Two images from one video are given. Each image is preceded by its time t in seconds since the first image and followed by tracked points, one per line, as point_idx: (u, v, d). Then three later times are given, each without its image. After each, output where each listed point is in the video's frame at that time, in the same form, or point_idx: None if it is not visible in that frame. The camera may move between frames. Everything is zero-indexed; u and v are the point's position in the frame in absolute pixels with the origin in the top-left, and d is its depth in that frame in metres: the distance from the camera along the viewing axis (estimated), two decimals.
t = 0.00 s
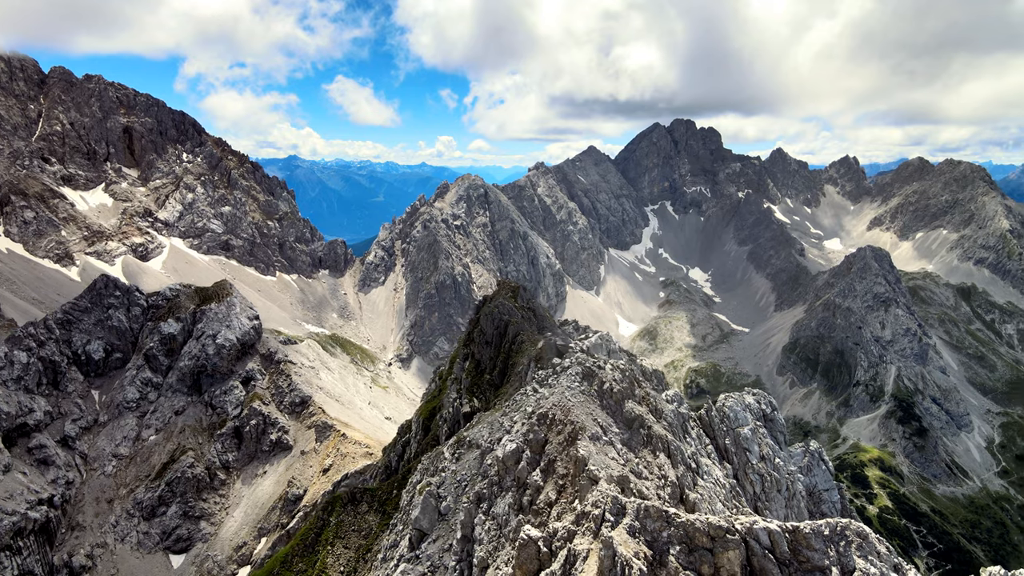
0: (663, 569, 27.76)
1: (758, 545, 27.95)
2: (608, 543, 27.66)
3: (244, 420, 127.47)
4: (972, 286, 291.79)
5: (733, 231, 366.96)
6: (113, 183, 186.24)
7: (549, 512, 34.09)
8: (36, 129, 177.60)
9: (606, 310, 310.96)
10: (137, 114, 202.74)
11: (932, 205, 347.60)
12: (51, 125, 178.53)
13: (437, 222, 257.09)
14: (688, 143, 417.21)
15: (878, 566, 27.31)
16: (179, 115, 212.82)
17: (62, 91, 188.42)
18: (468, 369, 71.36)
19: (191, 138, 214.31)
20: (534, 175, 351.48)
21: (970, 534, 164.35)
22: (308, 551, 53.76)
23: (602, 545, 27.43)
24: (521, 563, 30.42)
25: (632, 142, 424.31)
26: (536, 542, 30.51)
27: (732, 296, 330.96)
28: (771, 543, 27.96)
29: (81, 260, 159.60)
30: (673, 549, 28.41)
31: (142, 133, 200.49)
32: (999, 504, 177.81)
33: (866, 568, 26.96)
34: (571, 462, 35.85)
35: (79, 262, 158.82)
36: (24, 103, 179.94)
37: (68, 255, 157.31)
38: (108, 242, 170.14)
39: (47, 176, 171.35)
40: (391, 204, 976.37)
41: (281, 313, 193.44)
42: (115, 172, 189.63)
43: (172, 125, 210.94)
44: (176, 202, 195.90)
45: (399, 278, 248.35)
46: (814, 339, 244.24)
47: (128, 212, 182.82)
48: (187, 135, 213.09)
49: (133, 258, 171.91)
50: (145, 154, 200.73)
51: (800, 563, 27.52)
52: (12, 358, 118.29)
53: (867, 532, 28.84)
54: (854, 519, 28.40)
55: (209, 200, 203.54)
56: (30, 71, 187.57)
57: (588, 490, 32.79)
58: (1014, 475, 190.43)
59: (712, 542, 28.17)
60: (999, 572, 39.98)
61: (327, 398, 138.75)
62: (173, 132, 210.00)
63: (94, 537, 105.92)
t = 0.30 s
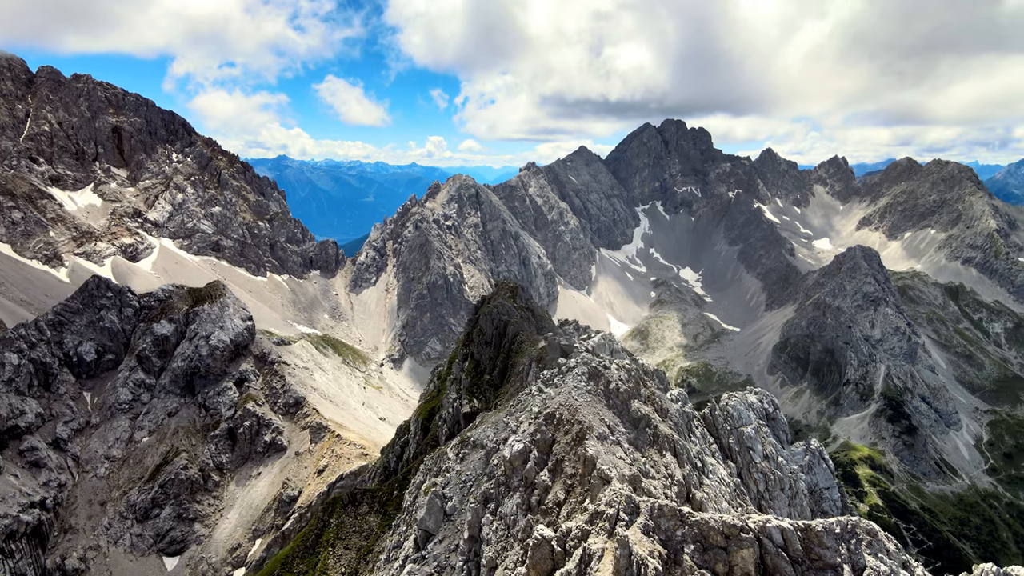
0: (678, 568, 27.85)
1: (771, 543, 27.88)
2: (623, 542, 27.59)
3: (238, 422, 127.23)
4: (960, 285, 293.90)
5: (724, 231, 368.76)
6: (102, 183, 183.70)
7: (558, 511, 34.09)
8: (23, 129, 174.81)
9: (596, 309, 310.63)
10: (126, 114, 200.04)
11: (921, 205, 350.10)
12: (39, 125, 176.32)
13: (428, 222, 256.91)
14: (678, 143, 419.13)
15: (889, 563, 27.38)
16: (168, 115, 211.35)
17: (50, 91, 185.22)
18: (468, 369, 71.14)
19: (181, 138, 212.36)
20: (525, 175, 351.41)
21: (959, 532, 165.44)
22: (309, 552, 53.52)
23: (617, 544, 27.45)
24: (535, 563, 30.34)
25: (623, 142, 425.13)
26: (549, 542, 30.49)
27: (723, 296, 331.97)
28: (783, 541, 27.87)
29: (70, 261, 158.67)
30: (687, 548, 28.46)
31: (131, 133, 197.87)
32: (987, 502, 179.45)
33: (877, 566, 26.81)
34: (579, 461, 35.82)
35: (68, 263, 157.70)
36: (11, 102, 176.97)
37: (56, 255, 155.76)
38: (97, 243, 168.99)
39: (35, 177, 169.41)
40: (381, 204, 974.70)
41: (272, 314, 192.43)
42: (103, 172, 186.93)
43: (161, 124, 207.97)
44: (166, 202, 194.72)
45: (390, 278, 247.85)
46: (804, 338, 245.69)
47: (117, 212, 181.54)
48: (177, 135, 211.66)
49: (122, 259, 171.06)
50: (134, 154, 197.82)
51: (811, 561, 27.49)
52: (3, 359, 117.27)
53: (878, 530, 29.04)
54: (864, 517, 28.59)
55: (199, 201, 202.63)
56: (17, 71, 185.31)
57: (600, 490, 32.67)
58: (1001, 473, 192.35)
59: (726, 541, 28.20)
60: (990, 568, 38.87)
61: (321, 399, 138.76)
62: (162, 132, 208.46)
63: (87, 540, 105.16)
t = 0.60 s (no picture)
0: (692, 566, 27.54)
1: (785, 541, 27.66)
2: (639, 541, 27.37)
3: (232, 423, 127.02)
4: (948, 284, 295.80)
5: (714, 231, 370.41)
6: (91, 183, 182.23)
7: (567, 510, 33.99)
8: (11, 128, 171.11)
9: (587, 310, 310.50)
10: (115, 113, 198.28)
11: (909, 205, 352.82)
12: (27, 125, 172.64)
13: (420, 222, 256.22)
14: (668, 143, 420.08)
15: (896, 560, 28.07)
16: (158, 114, 209.51)
17: (38, 90, 181.94)
18: (467, 369, 71.02)
19: (170, 137, 211.53)
20: (516, 175, 351.22)
21: (949, 529, 166.56)
22: (309, 553, 53.48)
23: (633, 543, 27.10)
24: (548, 563, 29.94)
25: (614, 142, 425.57)
26: (563, 541, 30.05)
27: (714, 295, 333.25)
28: (796, 539, 27.76)
29: (58, 261, 153.91)
30: (701, 546, 28.06)
31: (120, 132, 196.68)
32: (975, 499, 180.99)
33: (885, 564, 27.14)
34: (587, 461, 35.73)
35: (56, 263, 152.83)
36: None
37: (44, 256, 151.44)
38: (86, 243, 165.92)
39: (23, 177, 166.09)
40: (370, 204, 973.54)
41: (263, 314, 191.60)
42: (93, 173, 185.58)
43: (151, 124, 206.69)
44: (156, 202, 193.29)
45: (382, 278, 247.21)
46: (795, 337, 246.65)
47: (106, 212, 179.69)
48: (166, 134, 210.20)
49: (112, 259, 167.98)
50: (124, 154, 197.20)
51: (823, 558, 27.39)
52: None
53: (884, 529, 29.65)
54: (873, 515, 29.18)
55: (189, 201, 201.31)
56: (4, 69, 180.22)
57: (612, 489, 32.51)
58: (989, 471, 194.34)
59: (740, 539, 27.75)
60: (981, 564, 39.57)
61: (315, 399, 138.74)
62: (151, 132, 206.76)
63: (80, 542, 104.41)
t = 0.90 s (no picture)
0: (706, 565, 27.47)
1: (798, 539, 27.88)
2: (654, 539, 27.23)
3: (225, 424, 126.52)
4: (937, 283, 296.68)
5: (705, 231, 371.98)
6: (80, 183, 178.91)
7: (576, 510, 33.78)
8: None
9: (579, 310, 310.29)
10: (104, 113, 194.80)
11: (897, 205, 355.24)
12: (15, 124, 168.80)
13: (412, 222, 255.38)
14: (659, 143, 421.01)
15: (905, 558, 28.33)
16: (147, 114, 207.55)
17: (26, 90, 177.99)
18: (466, 369, 70.86)
19: (160, 137, 209.80)
20: (508, 175, 350.82)
21: (938, 527, 167.10)
22: (310, 554, 53.39)
23: (648, 541, 26.93)
24: (562, 562, 29.68)
25: (605, 142, 425.71)
26: (576, 540, 29.88)
27: (705, 295, 334.49)
28: (808, 537, 27.96)
29: (47, 262, 150.38)
30: (716, 545, 28.18)
31: (109, 132, 193.32)
32: (964, 497, 182.35)
33: (897, 562, 27.09)
34: (595, 460, 35.60)
35: (45, 264, 149.31)
36: None
37: (33, 257, 147.79)
38: (75, 244, 163.03)
39: (11, 176, 161.82)
40: (360, 204, 972.34)
41: (254, 314, 191.17)
42: (81, 173, 182.25)
43: (140, 124, 204.86)
44: (146, 202, 191.61)
45: (373, 278, 246.64)
46: (785, 337, 248.42)
47: (96, 213, 177.20)
48: (155, 134, 208.34)
49: (101, 261, 164.88)
50: (113, 154, 194.49)
51: (834, 556, 27.59)
52: None
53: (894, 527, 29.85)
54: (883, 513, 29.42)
55: (179, 201, 199.91)
56: None
57: (623, 488, 32.35)
58: (978, 469, 196.49)
59: (754, 538, 27.99)
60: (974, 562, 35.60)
61: (309, 400, 138.62)
62: (141, 132, 204.94)
63: (73, 545, 103.61)
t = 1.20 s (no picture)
0: (721, 563, 27.47)
1: (810, 537, 27.95)
2: (668, 537, 26.98)
3: (219, 425, 126.27)
4: (925, 283, 298.43)
5: (696, 231, 373.47)
6: (68, 183, 176.50)
7: (584, 509, 33.36)
8: None
9: (570, 310, 310.33)
10: (93, 112, 193.20)
11: (886, 205, 357.63)
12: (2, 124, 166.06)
13: (403, 222, 254.67)
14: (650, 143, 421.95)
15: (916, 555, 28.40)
16: (136, 113, 205.62)
17: (13, 88, 174.84)
18: (465, 369, 70.77)
19: (149, 137, 207.94)
20: (499, 175, 350.43)
21: (927, 524, 167.64)
22: (312, 555, 53.09)
23: (663, 539, 26.75)
24: (576, 561, 29.34)
25: (596, 142, 425.53)
26: (590, 539, 29.57)
27: (696, 294, 335.81)
28: (820, 535, 28.04)
29: (35, 262, 149.61)
30: (729, 543, 28.20)
31: (98, 132, 191.46)
32: (953, 494, 183.56)
33: (906, 559, 27.16)
34: (603, 459, 35.29)
35: (33, 265, 148.34)
36: None
37: (21, 258, 146.53)
38: (64, 244, 162.06)
39: None
40: (351, 204, 971.02)
41: (245, 315, 190.43)
42: (70, 173, 179.78)
43: (129, 124, 204.17)
44: (135, 202, 189.59)
45: (365, 279, 246.11)
46: (776, 335, 250.95)
47: (84, 213, 175.40)
48: (145, 134, 206.54)
49: (90, 262, 164.01)
50: (102, 153, 192.31)
51: (845, 553, 27.64)
52: None
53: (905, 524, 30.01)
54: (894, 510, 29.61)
55: (169, 201, 198.04)
56: None
57: (635, 487, 32.10)
58: (967, 466, 199.19)
59: (767, 536, 28.08)
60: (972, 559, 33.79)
61: (303, 401, 138.40)
62: (130, 131, 203.01)
63: (66, 547, 102.91)
